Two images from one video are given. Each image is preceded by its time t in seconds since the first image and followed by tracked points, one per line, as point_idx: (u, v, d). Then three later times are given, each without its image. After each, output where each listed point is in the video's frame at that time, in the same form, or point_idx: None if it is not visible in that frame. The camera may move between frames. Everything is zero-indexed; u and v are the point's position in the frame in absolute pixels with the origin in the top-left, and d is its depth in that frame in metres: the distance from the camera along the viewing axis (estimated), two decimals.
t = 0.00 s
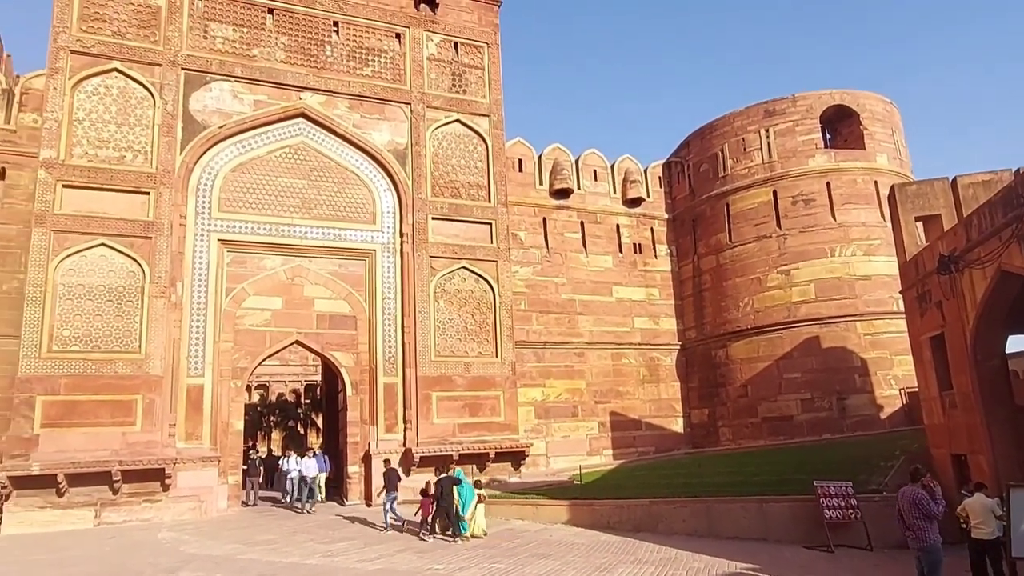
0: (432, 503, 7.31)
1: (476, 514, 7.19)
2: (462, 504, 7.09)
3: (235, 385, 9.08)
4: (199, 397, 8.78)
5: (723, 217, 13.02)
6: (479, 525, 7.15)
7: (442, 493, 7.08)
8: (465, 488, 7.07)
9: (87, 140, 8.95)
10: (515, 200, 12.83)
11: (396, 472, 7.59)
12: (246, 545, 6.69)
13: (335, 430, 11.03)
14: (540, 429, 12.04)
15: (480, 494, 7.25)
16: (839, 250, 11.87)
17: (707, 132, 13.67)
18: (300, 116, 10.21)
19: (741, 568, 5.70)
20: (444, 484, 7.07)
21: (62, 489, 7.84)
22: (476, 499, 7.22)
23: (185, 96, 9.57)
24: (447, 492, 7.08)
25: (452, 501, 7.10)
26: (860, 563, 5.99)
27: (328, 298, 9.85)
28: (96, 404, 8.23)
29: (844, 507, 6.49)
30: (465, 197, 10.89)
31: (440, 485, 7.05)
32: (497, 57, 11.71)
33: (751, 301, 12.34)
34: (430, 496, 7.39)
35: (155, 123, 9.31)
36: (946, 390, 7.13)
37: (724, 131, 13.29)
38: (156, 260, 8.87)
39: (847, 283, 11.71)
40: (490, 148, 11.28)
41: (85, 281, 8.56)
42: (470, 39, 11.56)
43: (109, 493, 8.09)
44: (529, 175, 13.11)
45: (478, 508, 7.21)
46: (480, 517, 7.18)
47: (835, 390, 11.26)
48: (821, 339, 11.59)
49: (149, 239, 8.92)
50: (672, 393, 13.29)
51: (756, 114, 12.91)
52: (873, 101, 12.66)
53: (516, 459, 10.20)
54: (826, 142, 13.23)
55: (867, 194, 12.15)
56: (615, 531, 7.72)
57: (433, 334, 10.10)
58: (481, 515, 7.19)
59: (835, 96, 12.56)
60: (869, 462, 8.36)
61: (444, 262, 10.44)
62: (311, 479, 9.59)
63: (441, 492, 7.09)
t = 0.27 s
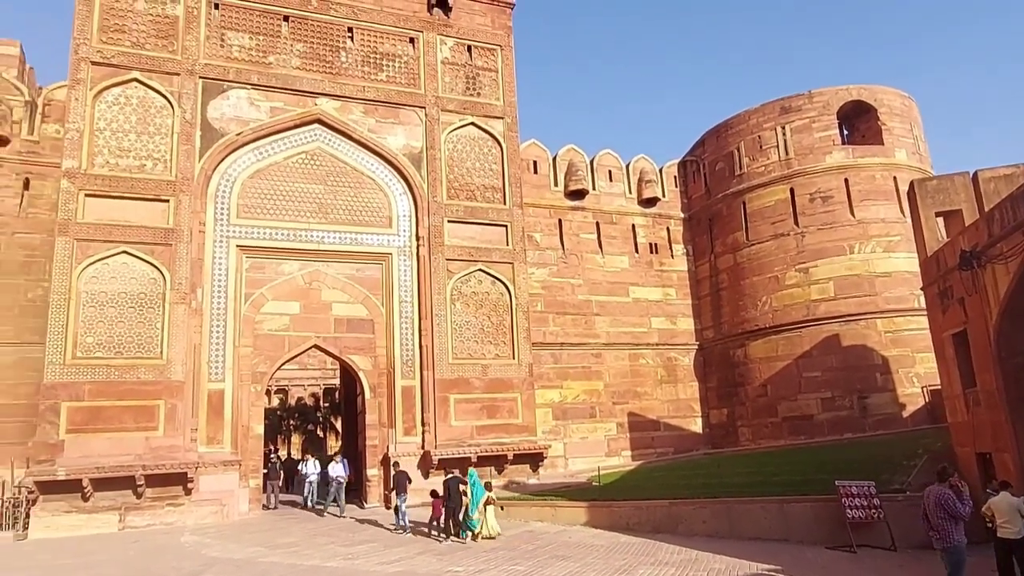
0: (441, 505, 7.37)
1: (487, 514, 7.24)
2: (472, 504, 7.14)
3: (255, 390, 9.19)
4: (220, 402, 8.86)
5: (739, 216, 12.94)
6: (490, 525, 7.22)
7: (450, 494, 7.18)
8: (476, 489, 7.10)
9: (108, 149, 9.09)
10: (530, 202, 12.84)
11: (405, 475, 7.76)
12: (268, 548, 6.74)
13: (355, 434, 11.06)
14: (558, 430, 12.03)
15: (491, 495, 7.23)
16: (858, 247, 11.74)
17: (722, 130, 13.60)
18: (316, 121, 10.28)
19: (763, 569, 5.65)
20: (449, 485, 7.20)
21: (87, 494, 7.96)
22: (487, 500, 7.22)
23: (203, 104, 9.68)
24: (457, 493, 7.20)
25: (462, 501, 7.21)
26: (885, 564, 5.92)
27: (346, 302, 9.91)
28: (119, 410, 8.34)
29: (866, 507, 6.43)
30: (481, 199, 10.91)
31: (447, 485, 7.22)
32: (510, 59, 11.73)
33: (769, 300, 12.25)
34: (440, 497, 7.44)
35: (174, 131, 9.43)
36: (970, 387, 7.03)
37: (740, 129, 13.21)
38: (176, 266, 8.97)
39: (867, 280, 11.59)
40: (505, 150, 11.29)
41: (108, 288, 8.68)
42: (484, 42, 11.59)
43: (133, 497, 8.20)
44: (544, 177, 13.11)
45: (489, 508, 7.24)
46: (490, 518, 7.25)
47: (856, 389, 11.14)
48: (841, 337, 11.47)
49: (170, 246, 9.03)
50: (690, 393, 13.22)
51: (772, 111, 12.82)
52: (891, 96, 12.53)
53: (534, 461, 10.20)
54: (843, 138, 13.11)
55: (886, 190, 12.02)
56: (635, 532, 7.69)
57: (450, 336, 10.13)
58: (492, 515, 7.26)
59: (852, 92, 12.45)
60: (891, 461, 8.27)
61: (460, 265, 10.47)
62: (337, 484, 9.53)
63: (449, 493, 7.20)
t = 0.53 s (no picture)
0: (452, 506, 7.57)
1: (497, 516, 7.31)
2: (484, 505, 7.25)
3: (274, 395, 9.25)
4: (240, 407, 8.94)
5: (756, 215, 12.86)
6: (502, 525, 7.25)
7: (460, 494, 7.14)
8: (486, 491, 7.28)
9: (128, 159, 9.22)
10: (545, 204, 12.83)
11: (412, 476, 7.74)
12: (289, 551, 6.80)
13: (373, 437, 11.10)
14: (575, 432, 12.01)
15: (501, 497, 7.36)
16: (877, 245, 11.62)
17: (737, 129, 13.53)
18: (331, 127, 10.36)
19: (784, 571, 5.60)
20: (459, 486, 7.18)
21: (111, 498, 8.08)
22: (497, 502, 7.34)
23: (220, 112, 9.79)
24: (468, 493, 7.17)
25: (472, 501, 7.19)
26: (908, 565, 5.85)
27: (363, 306, 9.97)
28: (141, 415, 8.44)
29: (888, 508, 6.34)
30: (495, 202, 10.93)
31: (458, 486, 7.19)
32: (523, 62, 11.75)
33: (787, 299, 12.16)
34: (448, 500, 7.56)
35: (192, 139, 9.54)
36: (994, 385, 6.93)
37: (755, 127, 13.14)
38: (196, 273, 9.07)
39: (886, 277, 11.46)
40: (519, 153, 11.31)
41: (129, 295, 8.80)
42: (497, 46, 11.62)
43: (156, 501, 8.31)
44: (559, 179, 13.10)
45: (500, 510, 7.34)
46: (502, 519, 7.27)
47: (877, 388, 11.02)
48: (861, 336, 11.36)
49: (189, 253, 9.13)
50: (708, 394, 13.14)
51: (787, 109, 12.74)
52: (909, 91, 12.41)
53: (552, 463, 10.19)
54: (860, 134, 12.99)
55: (904, 186, 11.89)
56: (654, 534, 7.65)
57: (467, 339, 10.15)
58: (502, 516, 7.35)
59: (868, 88, 12.33)
60: (914, 461, 8.16)
61: (475, 268, 10.49)
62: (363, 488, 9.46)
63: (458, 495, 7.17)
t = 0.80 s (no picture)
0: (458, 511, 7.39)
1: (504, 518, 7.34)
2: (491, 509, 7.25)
3: (288, 400, 9.31)
4: (255, 412, 9.00)
5: (768, 215, 12.81)
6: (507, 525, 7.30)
7: (465, 499, 7.36)
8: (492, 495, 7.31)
9: (143, 168, 9.33)
10: (556, 207, 12.84)
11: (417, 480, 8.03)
12: (304, 556, 6.83)
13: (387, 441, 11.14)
14: (589, 435, 11.98)
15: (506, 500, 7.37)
16: (891, 244, 11.53)
17: (748, 130, 13.49)
18: (343, 134, 10.42)
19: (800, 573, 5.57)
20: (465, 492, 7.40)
21: (129, 504, 8.15)
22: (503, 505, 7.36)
23: (233, 121, 9.88)
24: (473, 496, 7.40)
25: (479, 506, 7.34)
26: (926, 567, 5.80)
27: (376, 311, 10.01)
28: (158, 422, 8.52)
29: (906, 509, 6.28)
30: (507, 206, 10.95)
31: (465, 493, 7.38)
32: (533, 66, 11.77)
33: (801, 299, 12.09)
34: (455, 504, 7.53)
35: (206, 148, 9.64)
36: (1012, 384, 6.85)
37: (766, 127, 13.09)
38: (210, 280, 9.15)
39: (901, 276, 11.36)
40: (530, 157, 11.32)
41: (145, 303, 8.89)
42: (506, 50, 11.65)
43: (173, 507, 8.36)
44: (569, 182, 13.11)
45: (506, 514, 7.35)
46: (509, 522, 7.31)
47: (893, 388, 10.92)
48: (876, 336, 11.27)
49: (203, 260, 9.21)
50: (722, 396, 13.08)
51: (799, 108, 12.69)
52: (921, 89, 12.32)
53: (566, 466, 10.18)
54: (873, 133, 12.91)
55: (919, 184, 11.79)
56: (669, 537, 7.62)
57: (479, 343, 10.17)
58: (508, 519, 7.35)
59: (881, 86, 12.25)
60: (932, 461, 8.08)
61: (487, 272, 10.51)
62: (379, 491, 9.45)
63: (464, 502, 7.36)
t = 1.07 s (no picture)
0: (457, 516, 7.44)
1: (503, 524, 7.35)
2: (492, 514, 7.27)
3: (296, 408, 9.34)
4: (263, 421, 9.02)
5: (774, 219, 12.79)
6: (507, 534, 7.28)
7: (464, 503, 7.27)
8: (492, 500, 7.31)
9: (152, 179, 9.40)
10: (562, 214, 12.85)
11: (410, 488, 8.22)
12: (313, 564, 6.84)
13: (395, 448, 11.16)
14: (597, 441, 11.96)
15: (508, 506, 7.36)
16: (899, 247, 11.48)
17: (754, 134, 13.49)
18: (349, 142, 10.47)
19: None
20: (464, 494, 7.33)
21: (138, 513, 8.18)
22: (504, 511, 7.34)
23: (240, 131, 9.94)
24: (473, 500, 7.32)
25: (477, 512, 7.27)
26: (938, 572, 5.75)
27: (383, 319, 10.03)
28: (167, 430, 8.55)
29: (917, 513, 6.24)
30: (513, 213, 10.97)
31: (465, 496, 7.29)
32: (538, 73, 11.81)
33: (809, 303, 12.05)
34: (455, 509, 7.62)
35: (213, 158, 9.70)
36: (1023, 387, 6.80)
37: (772, 131, 13.09)
38: (218, 289, 9.19)
39: (909, 280, 11.31)
40: (535, 163, 11.35)
41: (154, 312, 8.94)
42: (511, 58, 11.69)
43: (182, 515, 8.40)
44: (575, 188, 13.12)
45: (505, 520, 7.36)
46: (509, 530, 7.33)
47: (902, 391, 10.86)
48: (885, 339, 11.21)
49: (211, 269, 9.26)
50: (730, 401, 13.03)
51: (804, 112, 12.68)
52: (927, 91, 12.31)
53: (574, 472, 10.15)
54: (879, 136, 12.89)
55: (926, 187, 11.75)
56: (679, 543, 7.58)
57: (486, 350, 10.17)
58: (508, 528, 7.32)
59: (886, 89, 12.23)
60: (943, 466, 8.03)
61: (494, 278, 10.53)
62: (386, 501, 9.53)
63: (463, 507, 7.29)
